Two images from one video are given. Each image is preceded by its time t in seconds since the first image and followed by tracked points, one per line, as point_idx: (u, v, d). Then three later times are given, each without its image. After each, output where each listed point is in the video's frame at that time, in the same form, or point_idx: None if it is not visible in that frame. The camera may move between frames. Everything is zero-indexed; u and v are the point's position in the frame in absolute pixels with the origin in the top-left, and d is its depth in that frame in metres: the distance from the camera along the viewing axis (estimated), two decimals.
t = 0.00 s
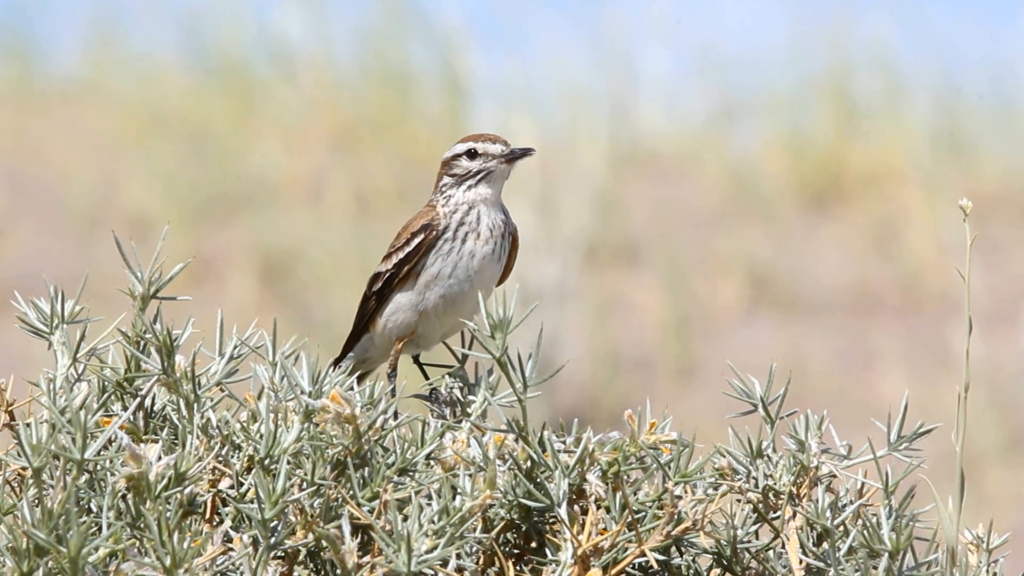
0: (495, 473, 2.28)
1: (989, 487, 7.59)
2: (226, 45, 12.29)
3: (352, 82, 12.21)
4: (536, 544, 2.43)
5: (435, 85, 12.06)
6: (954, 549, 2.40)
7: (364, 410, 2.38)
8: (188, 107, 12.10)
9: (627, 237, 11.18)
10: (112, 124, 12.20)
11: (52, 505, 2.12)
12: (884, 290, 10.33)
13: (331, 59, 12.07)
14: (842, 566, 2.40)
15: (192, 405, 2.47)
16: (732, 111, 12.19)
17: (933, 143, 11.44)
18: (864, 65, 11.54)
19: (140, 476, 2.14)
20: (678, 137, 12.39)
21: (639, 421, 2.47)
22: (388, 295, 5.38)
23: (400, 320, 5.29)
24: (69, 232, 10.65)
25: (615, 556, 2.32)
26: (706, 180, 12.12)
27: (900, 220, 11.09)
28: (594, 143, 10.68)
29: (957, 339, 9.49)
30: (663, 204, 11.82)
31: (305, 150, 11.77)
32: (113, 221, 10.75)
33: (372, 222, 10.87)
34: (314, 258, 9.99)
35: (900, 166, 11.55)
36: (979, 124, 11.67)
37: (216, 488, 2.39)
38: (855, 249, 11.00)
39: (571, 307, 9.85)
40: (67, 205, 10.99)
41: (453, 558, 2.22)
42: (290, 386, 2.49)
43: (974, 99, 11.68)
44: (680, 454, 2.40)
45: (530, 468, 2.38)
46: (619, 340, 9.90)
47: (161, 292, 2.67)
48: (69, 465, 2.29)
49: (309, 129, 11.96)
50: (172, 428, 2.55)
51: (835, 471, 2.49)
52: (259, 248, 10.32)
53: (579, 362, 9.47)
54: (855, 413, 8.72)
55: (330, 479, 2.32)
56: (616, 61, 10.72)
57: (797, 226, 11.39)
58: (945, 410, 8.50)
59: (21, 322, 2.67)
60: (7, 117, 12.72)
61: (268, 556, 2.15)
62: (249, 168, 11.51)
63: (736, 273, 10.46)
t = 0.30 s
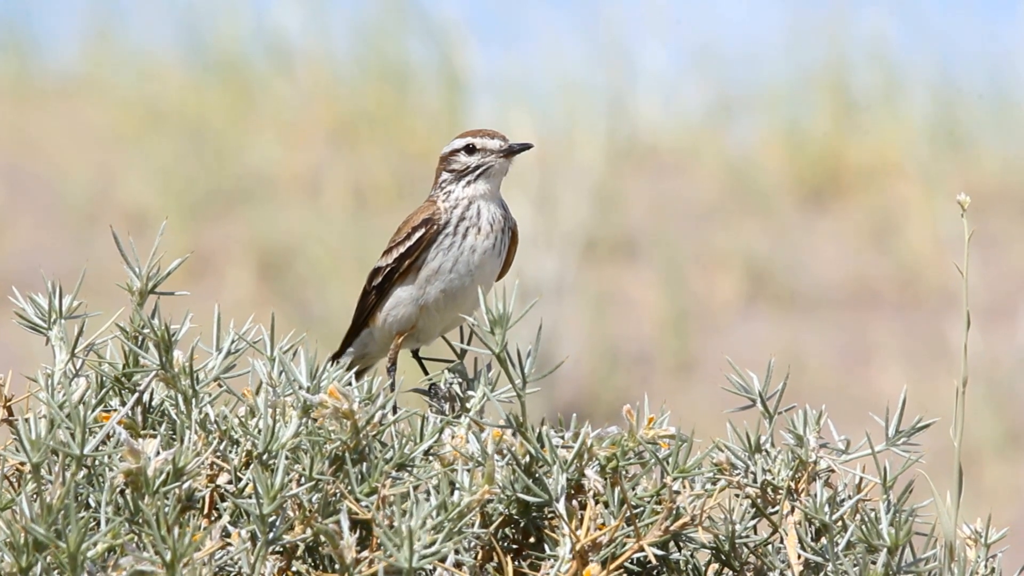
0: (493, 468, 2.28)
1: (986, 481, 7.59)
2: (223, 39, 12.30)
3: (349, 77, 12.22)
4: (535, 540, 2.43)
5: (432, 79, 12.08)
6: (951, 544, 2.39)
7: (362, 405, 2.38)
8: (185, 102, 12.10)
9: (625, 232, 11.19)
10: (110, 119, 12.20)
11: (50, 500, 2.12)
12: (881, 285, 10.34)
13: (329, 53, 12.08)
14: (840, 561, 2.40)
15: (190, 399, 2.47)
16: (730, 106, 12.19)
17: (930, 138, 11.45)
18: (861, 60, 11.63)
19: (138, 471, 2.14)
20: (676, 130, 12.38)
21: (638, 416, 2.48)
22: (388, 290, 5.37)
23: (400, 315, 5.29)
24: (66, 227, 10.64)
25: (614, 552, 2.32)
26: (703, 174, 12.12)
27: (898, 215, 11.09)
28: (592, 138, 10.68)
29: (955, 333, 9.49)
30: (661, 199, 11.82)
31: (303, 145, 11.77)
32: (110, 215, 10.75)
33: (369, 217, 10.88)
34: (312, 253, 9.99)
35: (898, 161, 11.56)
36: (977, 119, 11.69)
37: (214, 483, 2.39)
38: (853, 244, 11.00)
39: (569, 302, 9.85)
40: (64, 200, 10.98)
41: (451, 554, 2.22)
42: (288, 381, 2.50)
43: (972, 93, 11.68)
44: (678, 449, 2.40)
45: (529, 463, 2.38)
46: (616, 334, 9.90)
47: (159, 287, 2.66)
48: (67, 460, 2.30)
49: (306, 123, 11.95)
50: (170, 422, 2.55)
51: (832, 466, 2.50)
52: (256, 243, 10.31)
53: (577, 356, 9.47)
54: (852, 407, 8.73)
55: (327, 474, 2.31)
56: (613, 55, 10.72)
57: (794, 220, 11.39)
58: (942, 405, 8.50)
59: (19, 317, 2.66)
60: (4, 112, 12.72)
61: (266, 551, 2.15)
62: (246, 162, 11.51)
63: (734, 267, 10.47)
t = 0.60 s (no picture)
0: (492, 466, 2.28)
1: (985, 479, 7.59)
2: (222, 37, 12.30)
3: (348, 75, 12.22)
4: (534, 537, 2.42)
5: (431, 77, 12.08)
6: (950, 542, 2.39)
7: (361, 403, 2.38)
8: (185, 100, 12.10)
9: (624, 230, 11.19)
10: (109, 117, 12.20)
11: (50, 499, 2.11)
12: (881, 284, 10.34)
13: (327, 52, 12.08)
14: (840, 559, 2.39)
15: (189, 398, 2.47)
16: (729, 104, 12.19)
17: (929, 136, 11.45)
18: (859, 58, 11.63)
19: (137, 469, 2.14)
20: (674, 129, 12.38)
21: (638, 414, 2.47)
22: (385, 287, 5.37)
23: (398, 312, 5.29)
24: (66, 225, 10.64)
25: (613, 549, 2.32)
26: (702, 173, 12.13)
27: (897, 213, 11.09)
28: (591, 136, 10.68)
29: (954, 332, 9.49)
30: (660, 197, 11.82)
31: (302, 142, 11.77)
32: (109, 214, 10.75)
33: (368, 215, 10.88)
34: (311, 251, 9.99)
35: (897, 159, 11.56)
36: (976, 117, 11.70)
37: (213, 481, 2.39)
38: (852, 242, 11.00)
39: (568, 300, 9.85)
40: (64, 198, 10.98)
41: (451, 551, 2.21)
42: (288, 379, 2.49)
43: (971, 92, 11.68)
44: (677, 447, 2.40)
45: (528, 461, 2.38)
46: (616, 333, 9.90)
47: (158, 285, 2.65)
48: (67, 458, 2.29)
49: (304, 121, 11.95)
50: (169, 420, 2.54)
51: (832, 464, 2.49)
52: (256, 241, 10.31)
53: (576, 354, 9.48)
54: (851, 406, 8.73)
55: (327, 472, 2.31)
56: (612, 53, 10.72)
57: (793, 218, 11.39)
58: (941, 403, 8.51)
59: (18, 315, 2.66)
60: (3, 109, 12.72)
61: (265, 549, 2.16)
62: (245, 160, 11.50)
63: (733, 265, 10.47)
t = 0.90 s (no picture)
0: (492, 466, 2.29)
1: (984, 479, 7.59)
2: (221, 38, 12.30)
3: (347, 76, 12.22)
4: (533, 538, 2.43)
5: (430, 78, 12.10)
6: (950, 542, 2.39)
7: (360, 403, 2.38)
8: (184, 99, 12.11)
9: (623, 230, 11.19)
10: (109, 117, 12.20)
11: (49, 499, 2.11)
12: (880, 284, 10.34)
13: (326, 52, 12.09)
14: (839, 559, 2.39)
15: (189, 397, 2.47)
16: (728, 104, 12.18)
17: (928, 137, 11.46)
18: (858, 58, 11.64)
19: (136, 469, 2.14)
20: (673, 129, 12.40)
21: (637, 414, 2.47)
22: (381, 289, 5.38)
23: (393, 315, 5.30)
24: (66, 225, 10.64)
25: (612, 549, 2.32)
26: (701, 173, 12.13)
27: (896, 214, 11.09)
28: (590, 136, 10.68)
29: (953, 332, 9.49)
30: (659, 197, 11.82)
31: (300, 142, 11.77)
32: (108, 214, 10.75)
33: (368, 215, 10.88)
34: (310, 251, 9.99)
35: (896, 159, 11.56)
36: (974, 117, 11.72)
37: (212, 481, 2.39)
38: (851, 243, 11.00)
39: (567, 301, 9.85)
40: (63, 198, 10.98)
41: (450, 551, 2.21)
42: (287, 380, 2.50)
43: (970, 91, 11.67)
44: (677, 447, 2.40)
45: (527, 461, 2.38)
46: (615, 333, 9.91)
47: (158, 285, 2.65)
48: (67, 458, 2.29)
49: (303, 121, 11.95)
50: (169, 421, 2.54)
51: (832, 464, 2.49)
52: (255, 241, 10.31)
53: (576, 354, 9.48)
54: (851, 405, 8.74)
55: (326, 473, 2.31)
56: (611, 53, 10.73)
57: (792, 218, 11.39)
58: (941, 403, 8.51)
59: (17, 315, 2.66)
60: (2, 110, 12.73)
61: (265, 548, 2.16)
62: (244, 160, 11.50)
63: (732, 265, 10.47)
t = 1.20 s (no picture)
0: (491, 465, 2.28)
1: (985, 479, 7.59)
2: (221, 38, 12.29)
3: (347, 75, 12.22)
4: (533, 537, 2.43)
5: (432, 77, 12.09)
6: (950, 542, 2.39)
7: (360, 403, 2.39)
8: (184, 99, 12.11)
9: (623, 229, 11.18)
10: (108, 117, 12.19)
11: (49, 498, 2.11)
12: (879, 284, 10.34)
13: (326, 52, 12.08)
14: (839, 558, 2.40)
15: (189, 398, 2.47)
16: (728, 104, 12.17)
17: (929, 137, 11.45)
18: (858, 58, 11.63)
19: (136, 469, 2.14)
20: (673, 129, 12.40)
21: (637, 414, 2.47)
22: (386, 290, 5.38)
23: (398, 314, 5.29)
24: (65, 225, 10.63)
25: (612, 549, 2.31)
26: (702, 173, 12.13)
27: (896, 214, 11.09)
28: (589, 136, 10.67)
29: (953, 332, 9.49)
30: (659, 197, 11.82)
31: (301, 141, 11.77)
32: (108, 213, 10.75)
33: (368, 215, 10.88)
34: (310, 251, 9.99)
35: (897, 159, 11.56)
36: (974, 116, 11.72)
37: (212, 480, 2.39)
38: (851, 242, 11.00)
39: (567, 301, 9.85)
40: (63, 197, 10.99)
41: (450, 551, 2.21)
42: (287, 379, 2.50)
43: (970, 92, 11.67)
44: (677, 446, 2.40)
45: (527, 461, 2.38)
46: (615, 332, 9.90)
47: (158, 285, 2.65)
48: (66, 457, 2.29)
49: (304, 120, 11.94)
50: (168, 421, 2.54)
51: (831, 464, 2.49)
52: (255, 241, 10.30)
53: (576, 354, 9.48)
54: (851, 405, 8.73)
55: (326, 472, 2.31)
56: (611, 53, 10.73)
57: (792, 218, 11.38)
58: (941, 403, 8.50)
59: (18, 314, 2.66)
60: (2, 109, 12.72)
61: (264, 548, 2.16)
62: (245, 160, 11.51)
63: (732, 265, 10.46)
